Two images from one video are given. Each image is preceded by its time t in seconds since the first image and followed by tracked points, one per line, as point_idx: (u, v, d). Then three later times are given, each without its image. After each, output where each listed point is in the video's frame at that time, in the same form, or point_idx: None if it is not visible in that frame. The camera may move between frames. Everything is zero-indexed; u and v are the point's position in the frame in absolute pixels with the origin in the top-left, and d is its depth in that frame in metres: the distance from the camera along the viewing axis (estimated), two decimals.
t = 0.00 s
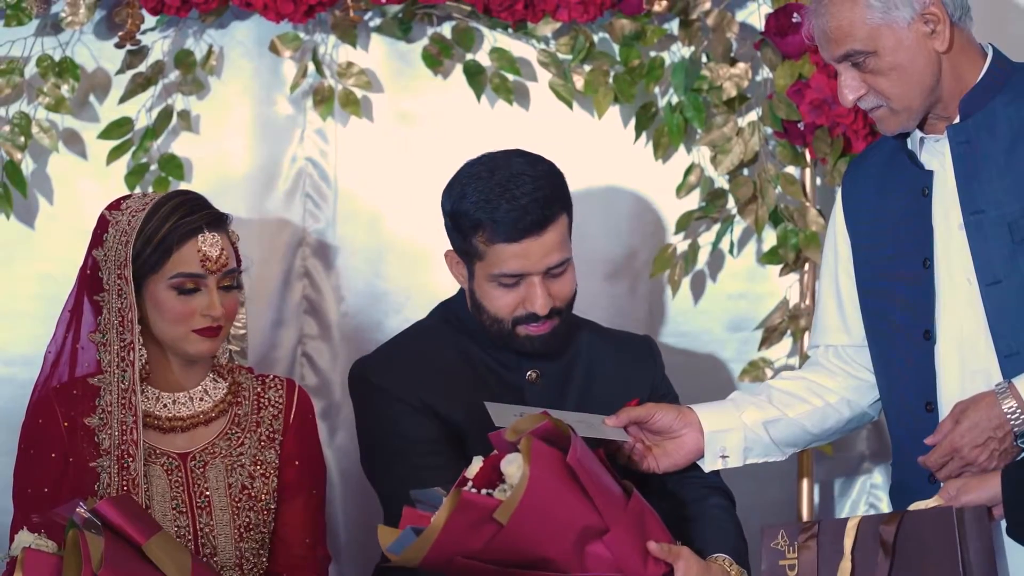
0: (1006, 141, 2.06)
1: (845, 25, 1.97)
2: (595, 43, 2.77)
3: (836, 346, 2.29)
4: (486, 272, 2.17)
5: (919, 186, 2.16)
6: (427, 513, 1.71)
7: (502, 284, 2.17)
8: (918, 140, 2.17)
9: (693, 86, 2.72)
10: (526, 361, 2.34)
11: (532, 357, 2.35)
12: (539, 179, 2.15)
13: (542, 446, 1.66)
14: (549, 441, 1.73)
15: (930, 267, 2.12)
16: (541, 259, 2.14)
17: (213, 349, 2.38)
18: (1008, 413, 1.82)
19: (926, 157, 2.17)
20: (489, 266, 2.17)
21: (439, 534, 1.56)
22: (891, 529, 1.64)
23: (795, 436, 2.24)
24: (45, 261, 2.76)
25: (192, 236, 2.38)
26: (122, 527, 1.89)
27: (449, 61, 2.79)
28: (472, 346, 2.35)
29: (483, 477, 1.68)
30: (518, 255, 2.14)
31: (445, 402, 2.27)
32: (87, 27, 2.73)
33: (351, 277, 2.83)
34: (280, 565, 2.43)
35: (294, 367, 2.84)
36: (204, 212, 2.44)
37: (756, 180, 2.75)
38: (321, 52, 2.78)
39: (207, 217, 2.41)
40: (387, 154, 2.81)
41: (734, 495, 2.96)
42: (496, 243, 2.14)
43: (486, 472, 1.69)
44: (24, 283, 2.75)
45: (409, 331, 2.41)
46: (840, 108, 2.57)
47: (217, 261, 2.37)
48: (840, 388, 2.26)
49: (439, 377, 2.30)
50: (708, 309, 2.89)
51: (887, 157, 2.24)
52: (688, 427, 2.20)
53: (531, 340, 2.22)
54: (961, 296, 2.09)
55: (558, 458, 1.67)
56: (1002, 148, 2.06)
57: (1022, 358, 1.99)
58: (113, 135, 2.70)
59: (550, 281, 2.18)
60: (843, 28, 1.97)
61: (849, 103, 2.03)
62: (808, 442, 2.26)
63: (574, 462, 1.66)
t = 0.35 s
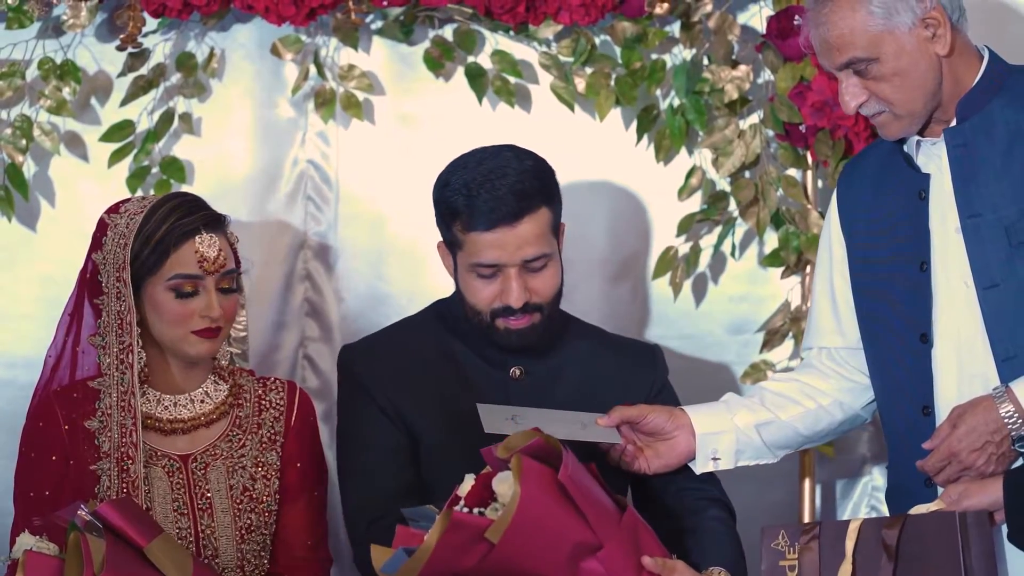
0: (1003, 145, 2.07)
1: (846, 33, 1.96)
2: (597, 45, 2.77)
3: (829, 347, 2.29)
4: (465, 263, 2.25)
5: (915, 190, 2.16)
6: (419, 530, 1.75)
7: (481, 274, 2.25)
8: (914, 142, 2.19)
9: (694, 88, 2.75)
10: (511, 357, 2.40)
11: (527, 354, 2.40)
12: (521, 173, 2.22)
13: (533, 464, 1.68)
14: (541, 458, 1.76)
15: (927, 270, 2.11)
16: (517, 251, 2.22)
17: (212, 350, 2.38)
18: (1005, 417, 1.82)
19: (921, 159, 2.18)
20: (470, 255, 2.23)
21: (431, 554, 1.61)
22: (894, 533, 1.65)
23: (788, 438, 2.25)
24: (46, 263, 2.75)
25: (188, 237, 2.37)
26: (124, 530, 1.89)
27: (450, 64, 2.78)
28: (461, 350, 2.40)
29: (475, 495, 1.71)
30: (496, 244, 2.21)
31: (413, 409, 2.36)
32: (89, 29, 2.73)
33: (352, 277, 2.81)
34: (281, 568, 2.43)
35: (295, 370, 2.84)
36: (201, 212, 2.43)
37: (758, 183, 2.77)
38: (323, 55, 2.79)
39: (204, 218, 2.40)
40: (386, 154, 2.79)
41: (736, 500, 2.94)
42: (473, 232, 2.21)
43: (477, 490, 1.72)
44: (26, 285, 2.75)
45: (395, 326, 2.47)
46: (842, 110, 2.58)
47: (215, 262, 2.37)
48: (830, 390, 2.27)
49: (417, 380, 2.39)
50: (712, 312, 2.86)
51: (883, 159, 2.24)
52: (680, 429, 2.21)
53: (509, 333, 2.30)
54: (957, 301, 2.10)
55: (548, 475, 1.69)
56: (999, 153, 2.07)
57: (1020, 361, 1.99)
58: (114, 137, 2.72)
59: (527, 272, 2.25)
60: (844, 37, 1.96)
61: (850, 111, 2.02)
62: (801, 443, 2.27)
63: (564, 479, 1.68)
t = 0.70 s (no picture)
0: (1005, 142, 2.07)
1: (844, 26, 1.96)
2: (599, 44, 2.77)
3: (823, 343, 2.30)
4: (456, 258, 2.23)
5: (916, 186, 2.17)
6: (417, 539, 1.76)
7: (472, 269, 2.23)
8: (915, 139, 2.18)
9: (696, 88, 2.72)
10: (503, 355, 2.40)
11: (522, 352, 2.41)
12: (512, 170, 2.21)
13: (530, 479, 1.69)
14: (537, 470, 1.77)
15: (927, 267, 2.12)
16: (509, 246, 2.20)
17: (215, 350, 2.38)
18: (1004, 415, 1.82)
19: (922, 156, 2.18)
20: (463, 248, 2.21)
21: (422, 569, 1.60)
22: (899, 522, 1.64)
23: (777, 433, 2.28)
24: (49, 263, 2.76)
25: (192, 237, 2.38)
26: (126, 529, 1.89)
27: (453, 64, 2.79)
28: (453, 350, 2.42)
29: (471, 508, 1.73)
30: (486, 238, 2.20)
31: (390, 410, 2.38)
32: (91, 29, 2.73)
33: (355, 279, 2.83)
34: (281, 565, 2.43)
35: (299, 369, 2.84)
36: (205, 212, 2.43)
37: (761, 182, 2.74)
38: (325, 54, 2.78)
39: (209, 218, 2.41)
40: (389, 154, 2.81)
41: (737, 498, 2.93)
42: (463, 226, 2.20)
43: (474, 503, 1.73)
44: (29, 286, 2.76)
45: (403, 322, 2.51)
46: (845, 109, 2.58)
47: (219, 262, 2.38)
48: (820, 386, 2.28)
49: (405, 382, 2.40)
50: (715, 311, 2.88)
51: (883, 155, 2.25)
52: (669, 421, 2.25)
53: (503, 329, 2.27)
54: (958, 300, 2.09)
55: (544, 490, 1.70)
56: (999, 151, 2.07)
57: (1020, 358, 1.99)
58: (117, 137, 2.71)
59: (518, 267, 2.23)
60: (841, 29, 1.96)
61: (848, 104, 2.02)
62: (790, 438, 2.30)
63: (561, 495, 1.68)
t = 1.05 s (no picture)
0: (1006, 144, 2.07)
1: (845, 26, 1.96)
2: (601, 45, 2.77)
3: (817, 341, 2.30)
4: (465, 253, 2.23)
5: (918, 186, 2.16)
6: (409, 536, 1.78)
7: (479, 265, 2.22)
8: (916, 140, 2.18)
9: (698, 88, 2.71)
10: (498, 358, 2.41)
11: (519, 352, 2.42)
12: (527, 167, 2.22)
13: (523, 484, 1.70)
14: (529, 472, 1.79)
15: (928, 268, 2.11)
16: (518, 241, 2.20)
17: (215, 350, 2.38)
18: (1007, 417, 1.82)
19: (923, 157, 2.18)
20: (474, 242, 2.20)
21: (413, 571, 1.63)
22: (898, 513, 1.62)
23: (765, 434, 2.28)
24: (51, 264, 2.76)
25: (193, 237, 2.38)
26: (128, 529, 1.89)
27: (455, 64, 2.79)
28: (449, 354, 2.43)
29: (464, 509, 1.75)
30: (496, 235, 2.20)
31: (384, 417, 2.39)
32: (93, 30, 2.73)
33: (360, 281, 2.83)
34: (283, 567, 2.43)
35: (300, 370, 2.83)
36: (206, 212, 2.43)
37: (762, 183, 2.74)
38: (327, 55, 2.77)
39: (210, 219, 2.41)
40: (392, 154, 2.81)
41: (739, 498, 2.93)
42: (477, 219, 2.19)
43: (466, 505, 1.75)
44: (31, 286, 2.76)
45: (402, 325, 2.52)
46: (846, 109, 2.58)
47: (220, 262, 2.38)
48: (810, 384, 2.28)
49: (399, 386, 2.42)
50: (715, 312, 2.88)
51: (883, 155, 2.25)
52: (656, 424, 2.25)
53: (503, 326, 2.26)
54: (960, 300, 2.09)
55: (536, 494, 1.71)
56: (1000, 152, 2.07)
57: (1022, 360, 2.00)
58: (119, 137, 2.70)
59: (524, 267, 2.22)
60: (842, 29, 1.96)
61: (847, 104, 2.02)
62: (777, 439, 2.30)
63: (553, 500, 1.70)
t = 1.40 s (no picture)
0: (1009, 146, 2.07)
1: (847, 26, 1.96)
2: (602, 46, 2.77)
3: (810, 339, 2.32)
4: (462, 249, 2.23)
5: (919, 187, 2.17)
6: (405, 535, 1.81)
7: (477, 261, 2.22)
8: (918, 141, 2.19)
9: (699, 89, 2.72)
10: (493, 362, 2.42)
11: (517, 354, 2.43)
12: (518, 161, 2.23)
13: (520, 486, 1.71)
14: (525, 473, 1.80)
15: (931, 268, 2.12)
16: (515, 235, 2.20)
17: (214, 346, 2.41)
18: (1009, 419, 1.82)
19: (925, 158, 2.19)
20: (468, 241, 2.21)
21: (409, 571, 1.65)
22: (896, 515, 1.63)
23: (754, 433, 2.28)
24: (53, 264, 2.76)
25: (191, 233, 2.42)
26: (130, 529, 1.89)
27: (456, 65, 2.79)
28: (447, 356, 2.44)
29: (461, 511, 1.75)
30: (493, 229, 2.20)
31: (381, 419, 2.40)
32: (95, 30, 2.73)
33: (361, 281, 2.83)
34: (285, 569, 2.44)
35: (301, 370, 2.83)
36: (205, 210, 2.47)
37: (764, 183, 2.74)
38: (329, 56, 2.77)
39: (207, 215, 2.45)
40: (393, 153, 2.81)
41: (740, 500, 2.93)
42: (474, 216, 2.20)
43: (463, 505, 1.75)
44: (33, 287, 2.76)
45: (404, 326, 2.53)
46: (848, 110, 2.58)
47: (217, 257, 2.41)
48: (800, 381, 2.29)
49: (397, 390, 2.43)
50: (717, 313, 2.88)
51: (885, 154, 2.26)
52: (644, 419, 2.25)
53: (505, 324, 2.25)
54: (963, 302, 2.10)
55: (533, 497, 1.72)
56: (1002, 153, 2.07)
57: None
58: (121, 138, 2.70)
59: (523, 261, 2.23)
60: (844, 29, 1.97)
61: (848, 104, 2.03)
62: (764, 438, 2.30)
63: (549, 502, 1.70)
